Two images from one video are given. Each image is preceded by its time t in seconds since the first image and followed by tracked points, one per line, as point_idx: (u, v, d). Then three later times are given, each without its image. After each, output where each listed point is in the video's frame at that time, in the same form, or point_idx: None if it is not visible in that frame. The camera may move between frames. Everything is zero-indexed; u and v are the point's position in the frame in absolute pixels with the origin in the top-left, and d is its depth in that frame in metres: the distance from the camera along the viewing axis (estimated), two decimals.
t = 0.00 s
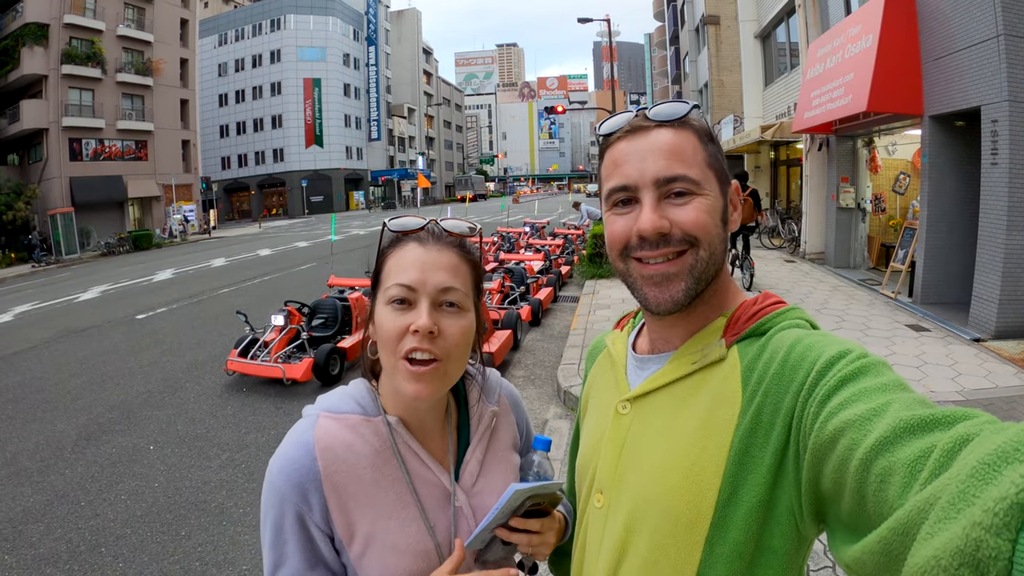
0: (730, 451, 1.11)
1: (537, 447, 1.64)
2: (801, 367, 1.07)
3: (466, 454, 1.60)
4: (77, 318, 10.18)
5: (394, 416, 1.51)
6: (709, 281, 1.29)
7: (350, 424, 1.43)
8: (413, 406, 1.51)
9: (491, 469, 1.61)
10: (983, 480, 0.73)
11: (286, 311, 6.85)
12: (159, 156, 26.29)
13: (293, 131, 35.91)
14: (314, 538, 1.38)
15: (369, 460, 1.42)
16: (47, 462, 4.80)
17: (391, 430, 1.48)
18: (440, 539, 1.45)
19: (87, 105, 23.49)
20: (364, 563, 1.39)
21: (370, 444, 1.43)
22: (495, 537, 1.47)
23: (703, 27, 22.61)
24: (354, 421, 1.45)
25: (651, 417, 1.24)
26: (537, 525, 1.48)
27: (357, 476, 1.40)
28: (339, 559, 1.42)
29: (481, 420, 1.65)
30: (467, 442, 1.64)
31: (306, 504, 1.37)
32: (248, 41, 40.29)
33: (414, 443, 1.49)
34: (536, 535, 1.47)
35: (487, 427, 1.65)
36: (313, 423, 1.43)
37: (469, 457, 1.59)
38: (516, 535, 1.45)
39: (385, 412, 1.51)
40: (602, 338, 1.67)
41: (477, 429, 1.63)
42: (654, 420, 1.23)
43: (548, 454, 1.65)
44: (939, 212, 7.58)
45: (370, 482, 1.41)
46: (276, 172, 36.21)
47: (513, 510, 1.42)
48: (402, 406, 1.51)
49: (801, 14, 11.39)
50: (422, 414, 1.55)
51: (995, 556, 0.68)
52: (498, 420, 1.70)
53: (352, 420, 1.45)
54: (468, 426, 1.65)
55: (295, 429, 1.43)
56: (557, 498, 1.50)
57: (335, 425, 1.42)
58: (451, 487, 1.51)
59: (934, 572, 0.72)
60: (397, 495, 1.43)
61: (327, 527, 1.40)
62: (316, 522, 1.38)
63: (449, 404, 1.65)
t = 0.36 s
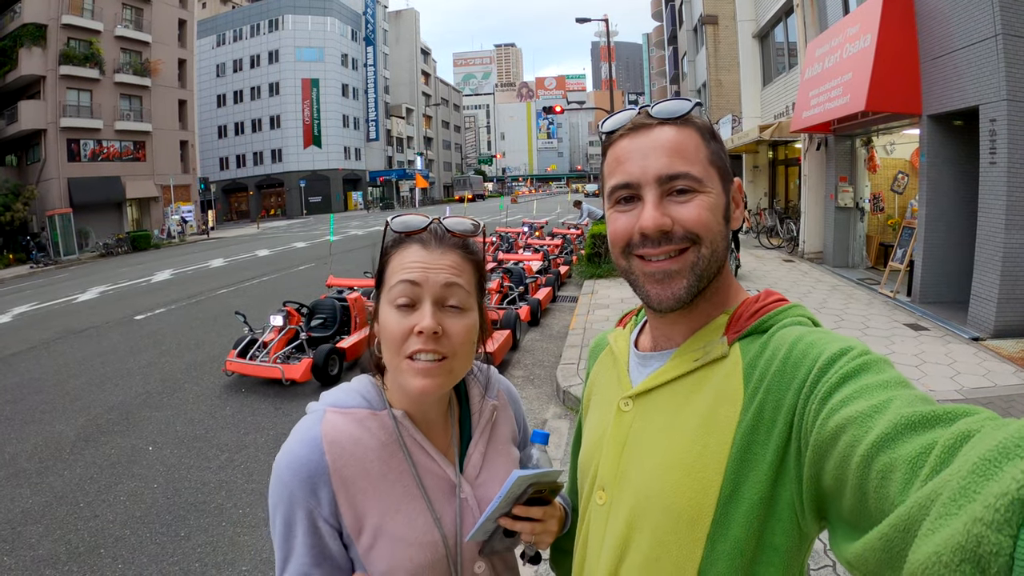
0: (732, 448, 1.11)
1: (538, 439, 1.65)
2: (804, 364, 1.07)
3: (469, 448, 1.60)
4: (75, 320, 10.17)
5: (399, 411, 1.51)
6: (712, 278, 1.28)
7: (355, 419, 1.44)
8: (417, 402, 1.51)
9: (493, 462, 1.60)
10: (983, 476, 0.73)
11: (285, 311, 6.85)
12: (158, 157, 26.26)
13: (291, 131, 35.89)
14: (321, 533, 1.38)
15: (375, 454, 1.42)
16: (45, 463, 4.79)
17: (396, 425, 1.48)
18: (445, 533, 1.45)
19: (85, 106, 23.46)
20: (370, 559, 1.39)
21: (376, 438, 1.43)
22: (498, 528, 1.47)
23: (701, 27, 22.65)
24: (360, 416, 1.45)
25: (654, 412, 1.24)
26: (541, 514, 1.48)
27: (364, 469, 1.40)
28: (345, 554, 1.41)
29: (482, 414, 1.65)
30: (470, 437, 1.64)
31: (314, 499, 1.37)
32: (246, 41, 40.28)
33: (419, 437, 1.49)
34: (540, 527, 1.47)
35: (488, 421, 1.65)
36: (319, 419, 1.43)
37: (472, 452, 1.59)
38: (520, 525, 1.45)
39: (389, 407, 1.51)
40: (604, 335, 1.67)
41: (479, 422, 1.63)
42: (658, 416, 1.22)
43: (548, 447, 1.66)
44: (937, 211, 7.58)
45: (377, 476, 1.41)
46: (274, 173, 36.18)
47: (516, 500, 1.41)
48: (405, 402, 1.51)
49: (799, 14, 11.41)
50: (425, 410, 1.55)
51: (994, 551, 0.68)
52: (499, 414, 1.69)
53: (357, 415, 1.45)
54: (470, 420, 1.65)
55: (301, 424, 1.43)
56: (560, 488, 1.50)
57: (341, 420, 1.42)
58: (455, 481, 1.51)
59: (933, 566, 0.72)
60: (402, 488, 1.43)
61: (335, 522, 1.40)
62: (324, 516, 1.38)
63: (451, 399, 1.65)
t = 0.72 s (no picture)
0: (736, 450, 1.11)
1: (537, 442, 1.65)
2: (808, 365, 1.07)
3: (469, 450, 1.59)
4: (73, 321, 10.14)
5: (400, 413, 1.51)
6: (713, 279, 1.28)
7: (355, 420, 1.44)
8: (417, 405, 1.51)
9: (493, 464, 1.60)
10: (988, 478, 0.73)
11: (283, 311, 6.81)
12: (156, 157, 26.22)
13: (289, 131, 35.86)
14: (318, 536, 1.38)
15: (374, 456, 1.42)
16: (43, 465, 4.78)
17: (395, 427, 1.48)
18: (443, 535, 1.45)
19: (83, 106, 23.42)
20: (368, 561, 1.39)
21: (376, 440, 1.44)
22: (497, 531, 1.46)
23: (699, 27, 22.68)
24: (359, 417, 1.45)
25: (657, 413, 1.23)
26: (540, 519, 1.47)
27: (363, 472, 1.40)
28: (342, 555, 1.42)
29: (483, 417, 1.64)
30: (471, 438, 1.63)
31: (312, 501, 1.38)
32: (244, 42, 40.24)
33: (418, 439, 1.49)
34: (538, 530, 1.46)
35: (489, 424, 1.64)
36: (319, 420, 1.44)
37: (473, 453, 1.58)
38: (520, 528, 1.44)
39: (389, 408, 1.51)
40: (608, 336, 1.66)
41: (479, 424, 1.63)
42: (661, 417, 1.22)
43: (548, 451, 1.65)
44: (936, 211, 7.59)
45: (375, 478, 1.41)
46: (272, 173, 36.15)
47: (515, 505, 1.41)
48: (406, 403, 1.51)
49: (797, 13, 11.42)
50: (427, 412, 1.55)
51: (1000, 554, 0.68)
52: (499, 418, 1.68)
53: (356, 416, 1.45)
54: (471, 422, 1.65)
55: (300, 426, 1.43)
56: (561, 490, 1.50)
57: (341, 420, 1.43)
58: (454, 483, 1.51)
59: (939, 569, 0.72)
60: (401, 491, 1.43)
61: (331, 525, 1.40)
62: (321, 518, 1.38)
63: (452, 401, 1.65)
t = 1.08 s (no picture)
0: (737, 450, 1.11)
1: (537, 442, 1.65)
2: (807, 364, 1.07)
3: (470, 449, 1.59)
4: (70, 321, 10.13)
5: (401, 411, 1.51)
6: (713, 279, 1.28)
7: (357, 418, 1.44)
8: (418, 403, 1.50)
9: (495, 465, 1.60)
10: (989, 475, 0.73)
11: (281, 312, 6.79)
12: (154, 158, 26.18)
13: (287, 131, 35.82)
14: (321, 534, 1.38)
15: (376, 455, 1.42)
16: (41, 466, 4.77)
17: (396, 426, 1.48)
18: (445, 534, 1.45)
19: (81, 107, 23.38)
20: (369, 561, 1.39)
21: (378, 438, 1.44)
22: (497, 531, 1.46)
23: (697, 26, 22.69)
24: (361, 415, 1.46)
25: (659, 413, 1.23)
26: (540, 520, 1.46)
27: (364, 471, 1.41)
28: (343, 555, 1.42)
29: (484, 417, 1.64)
30: (472, 438, 1.63)
31: (314, 501, 1.38)
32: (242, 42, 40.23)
33: (419, 439, 1.49)
34: (539, 530, 1.45)
35: (491, 425, 1.64)
36: (321, 418, 1.44)
37: (474, 453, 1.59)
38: (520, 530, 1.44)
39: (390, 407, 1.51)
40: (608, 337, 1.66)
41: (480, 424, 1.63)
42: (663, 417, 1.22)
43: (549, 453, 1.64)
44: (933, 210, 7.60)
45: (376, 477, 1.42)
46: (270, 173, 36.13)
47: (517, 505, 1.41)
48: (405, 402, 1.50)
49: (795, 14, 11.44)
50: (428, 411, 1.54)
51: (1000, 551, 0.68)
52: (501, 418, 1.68)
53: (359, 414, 1.45)
54: (472, 422, 1.64)
55: (302, 425, 1.43)
56: (562, 493, 1.49)
57: (343, 418, 1.43)
58: (456, 482, 1.51)
59: (940, 568, 0.72)
60: (402, 490, 1.44)
61: (332, 523, 1.40)
62: (323, 516, 1.38)
63: (453, 401, 1.65)
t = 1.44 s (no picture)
0: (738, 449, 1.11)
1: (539, 441, 1.66)
2: (807, 361, 1.07)
3: (475, 448, 1.59)
4: (69, 322, 10.12)
5: (406, 411, 1.50)
6: (715, 275, 1.28)
7: (362, 419, 1.44)
8: (423, 404, 1.51)
9: (498, 464, 1.60)
10: (986, 474, 0.73)
11: (280, 312, 6.78)
12: (152, 158, 26.16)
13: (285, 132, 35.78)
14: (329, 535, 1.37)
15: (382, 455, 1.42)
16: (40, 466, 4.77)
17: (402, 425, 1.48)
18: (452, 533, 1.46)
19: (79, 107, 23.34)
20: (379, 561, 1.39)
21: (384, 438, 1.44)
22: (503, 530, 1.46)
23: (695, 26, 22.66)
24: (366, 415, 1.45)
25: (660, 411, 1.23)
26: (546, 517, 1.47)
27: (371, 471, 1.40)
28: (351, 556, 1.41)
29: (487, 415, 1.64)
30: (476, 437, 1.63)
31: (321, 502, 1.37)
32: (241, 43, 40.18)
33: (424, 437, 1.50)
34: (546, 529, 1.46)
35: (494, 423, 1.64)
36: (326, 419, 1.42)
37: (478, 452, 1.59)
38: (525, 527, 1.44)
39: (394, 407, 1.51)
40: (607, 336, 1.66)
41: (484, 424, 1.62)
42: (664, 415, 1.22)
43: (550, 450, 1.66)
44: (931, 210, 7.61)
45: (382, 477, 1.41)
46: (269, 174, 36.10)
47: (524, 503, 1.41)
48: (409, 401, 1.50)
49: (794, 14, 11.45)
50: (432, 410, 1.54)
51: (995, 550, 0.69)
52: (504, 417, 1.68)
53: (364, 414, 1.45)
54: (475, 421, 1.64)
55: (307, 426, 1.42)
56: (565, 491, 1.49)
57: (348, 419, 1.42)
58: (461, 481, 1.52)
59: (937, 567, 0.72)
60: (408, 489, 1.44)
61: (341, 524, 1.39)
62: (331, 518, 1.37)
63: (456, 399, 1.65)
